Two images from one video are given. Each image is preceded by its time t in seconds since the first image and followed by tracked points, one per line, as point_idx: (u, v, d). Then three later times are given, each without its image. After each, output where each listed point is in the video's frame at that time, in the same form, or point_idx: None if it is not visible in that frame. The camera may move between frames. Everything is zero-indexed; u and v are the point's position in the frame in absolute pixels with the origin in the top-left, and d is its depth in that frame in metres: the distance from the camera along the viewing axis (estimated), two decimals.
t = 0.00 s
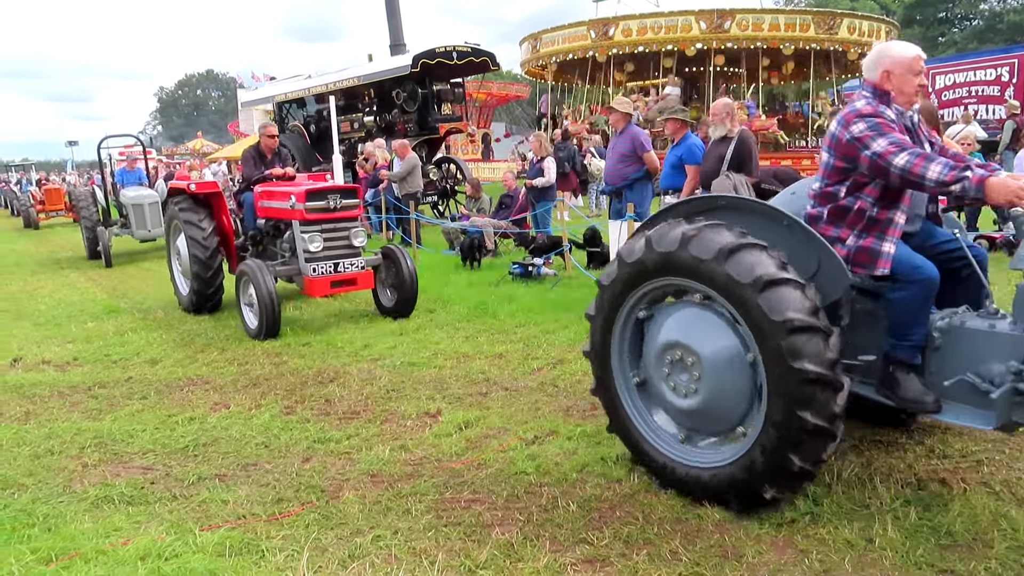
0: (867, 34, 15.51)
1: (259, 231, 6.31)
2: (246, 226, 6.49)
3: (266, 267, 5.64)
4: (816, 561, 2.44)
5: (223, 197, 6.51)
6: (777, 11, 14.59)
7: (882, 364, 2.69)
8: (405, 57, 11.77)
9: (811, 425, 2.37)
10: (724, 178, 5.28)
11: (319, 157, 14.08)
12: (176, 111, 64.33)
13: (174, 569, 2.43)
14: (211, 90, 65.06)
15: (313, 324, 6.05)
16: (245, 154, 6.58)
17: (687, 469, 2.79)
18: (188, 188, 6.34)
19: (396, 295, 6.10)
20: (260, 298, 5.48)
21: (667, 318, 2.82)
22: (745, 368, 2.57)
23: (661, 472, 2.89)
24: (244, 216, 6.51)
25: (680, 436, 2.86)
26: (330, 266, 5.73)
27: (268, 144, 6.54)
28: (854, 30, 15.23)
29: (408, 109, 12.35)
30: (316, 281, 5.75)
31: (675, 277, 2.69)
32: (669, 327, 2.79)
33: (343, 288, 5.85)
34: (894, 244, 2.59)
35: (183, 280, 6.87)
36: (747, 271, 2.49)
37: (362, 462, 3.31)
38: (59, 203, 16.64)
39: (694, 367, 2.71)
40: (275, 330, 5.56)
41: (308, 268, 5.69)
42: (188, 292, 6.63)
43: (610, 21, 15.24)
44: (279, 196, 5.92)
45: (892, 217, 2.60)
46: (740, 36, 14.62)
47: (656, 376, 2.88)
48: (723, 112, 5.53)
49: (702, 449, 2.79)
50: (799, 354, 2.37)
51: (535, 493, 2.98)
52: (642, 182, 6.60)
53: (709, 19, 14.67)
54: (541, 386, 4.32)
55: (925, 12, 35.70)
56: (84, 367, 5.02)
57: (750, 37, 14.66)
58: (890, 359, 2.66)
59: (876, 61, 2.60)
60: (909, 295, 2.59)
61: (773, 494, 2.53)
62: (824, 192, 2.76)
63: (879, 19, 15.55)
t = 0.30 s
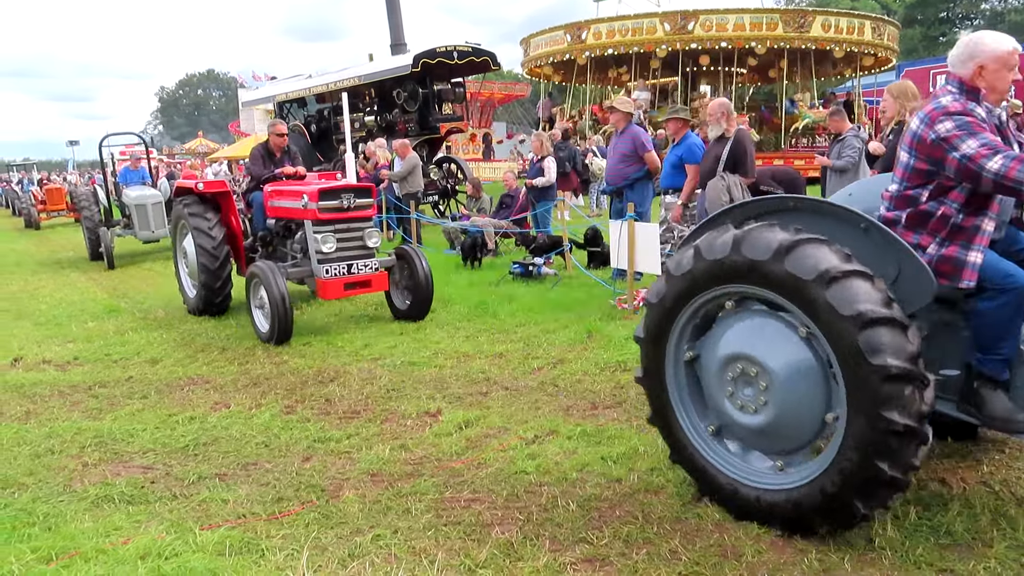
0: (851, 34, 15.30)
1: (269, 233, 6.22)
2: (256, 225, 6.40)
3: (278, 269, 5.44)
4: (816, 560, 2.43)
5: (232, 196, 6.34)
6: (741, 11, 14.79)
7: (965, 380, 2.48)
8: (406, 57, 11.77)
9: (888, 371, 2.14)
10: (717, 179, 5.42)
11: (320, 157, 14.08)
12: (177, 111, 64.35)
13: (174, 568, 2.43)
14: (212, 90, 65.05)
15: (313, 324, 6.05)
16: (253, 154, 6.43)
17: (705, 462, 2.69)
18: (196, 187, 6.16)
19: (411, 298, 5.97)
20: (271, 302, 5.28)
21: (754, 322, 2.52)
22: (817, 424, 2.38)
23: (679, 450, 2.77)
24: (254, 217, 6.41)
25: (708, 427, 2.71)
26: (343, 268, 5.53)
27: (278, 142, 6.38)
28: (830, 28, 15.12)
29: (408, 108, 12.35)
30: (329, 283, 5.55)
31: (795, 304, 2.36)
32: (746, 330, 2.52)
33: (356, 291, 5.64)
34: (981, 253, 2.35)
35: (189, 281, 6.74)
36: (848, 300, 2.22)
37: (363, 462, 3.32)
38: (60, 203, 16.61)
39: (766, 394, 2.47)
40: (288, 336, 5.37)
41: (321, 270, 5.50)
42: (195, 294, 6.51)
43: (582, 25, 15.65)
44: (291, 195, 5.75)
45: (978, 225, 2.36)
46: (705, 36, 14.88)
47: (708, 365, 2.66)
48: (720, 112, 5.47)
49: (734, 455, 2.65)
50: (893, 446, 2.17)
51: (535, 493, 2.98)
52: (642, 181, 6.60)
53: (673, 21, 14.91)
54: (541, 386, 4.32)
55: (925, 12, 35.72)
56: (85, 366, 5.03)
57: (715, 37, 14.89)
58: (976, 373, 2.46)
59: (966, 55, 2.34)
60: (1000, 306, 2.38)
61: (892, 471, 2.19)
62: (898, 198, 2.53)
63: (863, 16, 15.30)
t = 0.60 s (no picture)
0: (824, 31, 15.21)
1: (281, 234, 5.99)
2: (268, 228, 6.13)
3: (292, 272, 5.21)
4: (816, 559, 2.41)
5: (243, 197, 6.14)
6: (705, 12, 14.85)
7: None
8: (408, 57, 11.77)
9: (942, 308, 1.95)
10: (718, 179, 5.42)
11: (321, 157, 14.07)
12: (179, 111, 64.41)
13: (174, 567, 2.43)
14: (214, 90, 65.07)
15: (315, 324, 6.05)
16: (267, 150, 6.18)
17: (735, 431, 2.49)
18: (206, 187, 5.97)
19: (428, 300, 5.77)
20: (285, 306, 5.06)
21: (857, 347, 2.19)
22: (879, 468, 2.20)
23: (716, 409, 2.53)
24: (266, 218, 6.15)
25: (753, 406, 2.46)
26: (359, 271, 5.31)
27: (288, 141, 6.14)
28: (800, 27, 14.93)
29: (410, 108, 12.36)
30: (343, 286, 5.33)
31: (922, 361, 2.00)
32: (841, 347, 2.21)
33: (372, 294, 5.42)
34: None
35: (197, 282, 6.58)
36: (922, 296, 1.98)
37: (363, 462, 3.32)
38: (63, 204, 16.60)
39: (844, 424, 2.21)
40: (301, 342, 5.15)
41: (336, 273, 5.28)
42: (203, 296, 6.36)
43: (561, 30, 16.14)
44: (304, 195, 5.52)
45: None
46: (670, 39, 15.10)
47: (778, 355, 2.38)
48: (718, 113, 5.45)
49: (775, 450, 2.45)
50: (954, 543, 2.02)
51: (535, 493, 2.97)
52: (643, 182, 6.60)
53: (640, 23, 15.12)
54: (541, 386, 4.32)
55: (928, 12, 35.69)
56: (86, 366, 5.04)
57: (679, 39, 15.03)
58: None
59: None
60: None
61: (1005, 419, 1.87)
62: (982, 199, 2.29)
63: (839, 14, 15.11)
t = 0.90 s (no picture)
0: (796, 29, 14.98)
1: (294, 234, 5.76)
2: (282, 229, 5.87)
3: (307, 274, 5.07)
4: (818, 560, 2.42)
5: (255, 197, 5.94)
6: (672, 15, 15.11)
7: None
8: (411, 56, 11.77)
9: (1011, 278, 1.84)
10: (720, 179, 5.42)
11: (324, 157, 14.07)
12: (182, 111, 64.48)
13: (177, 566, 2.44)
14: (216, 90, 65.08)
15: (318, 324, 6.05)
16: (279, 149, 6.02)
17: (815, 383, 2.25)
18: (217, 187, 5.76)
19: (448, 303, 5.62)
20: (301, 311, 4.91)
21: (996, 401, 1.93)
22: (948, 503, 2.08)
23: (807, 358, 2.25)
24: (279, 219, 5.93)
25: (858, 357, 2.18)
26: (377, 274, 5.10)
27: (302, 140, 5.98)
28: (769, 26, 14.87)
29: (412, 108, 12.36)
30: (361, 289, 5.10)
31: None
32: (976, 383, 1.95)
33: (390, 299, 5.19)
34: None
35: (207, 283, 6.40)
36: (987, 275, 1.88)
37: (366, 461, 3.32)
38: (67, 203, 16.60)
39: (946, 457, 2.02)
40: (318, 345, 5.00)
41: (353, 276, 5.06)
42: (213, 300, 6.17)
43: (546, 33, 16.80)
44: (317, 194, 5.32)
45: None
46: (638, 41, 15.41)
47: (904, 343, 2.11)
48: (718, 113, 5.44)
49: (844, 426, 2.26)
50: None
51: (537, 493, 2.97)
52: (646, 181, 6.59)
53: (611, 27, 15.61)
54: (544, 386, 4.32)
55: (931, 12, 35.63)
56: (89, 365, 5.05)
57: (647, 40, 15.34)
58: None
59: None
60: None
61: None
62: None
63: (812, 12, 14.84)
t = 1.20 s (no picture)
0: (762, 29, 14.87)
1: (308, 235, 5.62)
2: (295, 229, 5.78)
3: (324, 275, 4.88)
4: (820, 561, 2.43)
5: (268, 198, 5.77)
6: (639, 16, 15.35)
7: None
8: (413, 56, 11.78)
9: None
10: (721, 179, 5.43)
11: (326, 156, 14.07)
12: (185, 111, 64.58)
13: (178, 566, 2.44)
14: (219, 90, 65.13)
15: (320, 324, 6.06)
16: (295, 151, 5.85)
17: (938, 385, 2.02)
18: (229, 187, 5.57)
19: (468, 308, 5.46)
20: (319, 314, 4.72)
21: None
22: None
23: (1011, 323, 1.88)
24: (294, 220, 5.78)
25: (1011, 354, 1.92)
26: (396, 277, 4.92)
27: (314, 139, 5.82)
28: (734, 26, 14.83)
29: (414, 108, 12.37)
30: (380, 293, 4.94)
31: None
32: None
33: (409, 303, 5.02)
34: None
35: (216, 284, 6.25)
36: None
37: (367, 460, 3.32)
38: (70, 203, 16.62)
39: None
40: (334, 350, 4.83)
41: (372, 279, 4.89)
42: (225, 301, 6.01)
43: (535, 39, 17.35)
44: (334, 194, 5.17)
45: None
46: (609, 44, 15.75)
47: None
48: (718, 113, 5.44)
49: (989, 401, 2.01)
50: None
51: (538, 493, 2.97)
52: (648, 181, 6.59)
53: (586, 31, 16.00)
54: (545, 386, 4.32)
55: (934, 12, 35.57)
56: (92, 364, 5.06)
57: (617, 43, 15.69)
58: None
59: None
60: None
61: None
62: None
63: (780, 11, 14.72)
